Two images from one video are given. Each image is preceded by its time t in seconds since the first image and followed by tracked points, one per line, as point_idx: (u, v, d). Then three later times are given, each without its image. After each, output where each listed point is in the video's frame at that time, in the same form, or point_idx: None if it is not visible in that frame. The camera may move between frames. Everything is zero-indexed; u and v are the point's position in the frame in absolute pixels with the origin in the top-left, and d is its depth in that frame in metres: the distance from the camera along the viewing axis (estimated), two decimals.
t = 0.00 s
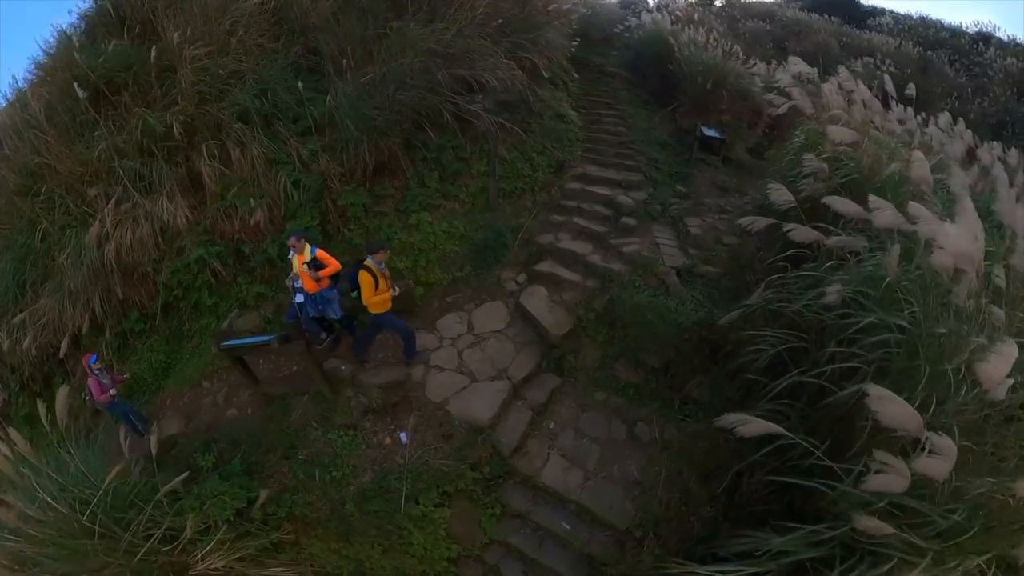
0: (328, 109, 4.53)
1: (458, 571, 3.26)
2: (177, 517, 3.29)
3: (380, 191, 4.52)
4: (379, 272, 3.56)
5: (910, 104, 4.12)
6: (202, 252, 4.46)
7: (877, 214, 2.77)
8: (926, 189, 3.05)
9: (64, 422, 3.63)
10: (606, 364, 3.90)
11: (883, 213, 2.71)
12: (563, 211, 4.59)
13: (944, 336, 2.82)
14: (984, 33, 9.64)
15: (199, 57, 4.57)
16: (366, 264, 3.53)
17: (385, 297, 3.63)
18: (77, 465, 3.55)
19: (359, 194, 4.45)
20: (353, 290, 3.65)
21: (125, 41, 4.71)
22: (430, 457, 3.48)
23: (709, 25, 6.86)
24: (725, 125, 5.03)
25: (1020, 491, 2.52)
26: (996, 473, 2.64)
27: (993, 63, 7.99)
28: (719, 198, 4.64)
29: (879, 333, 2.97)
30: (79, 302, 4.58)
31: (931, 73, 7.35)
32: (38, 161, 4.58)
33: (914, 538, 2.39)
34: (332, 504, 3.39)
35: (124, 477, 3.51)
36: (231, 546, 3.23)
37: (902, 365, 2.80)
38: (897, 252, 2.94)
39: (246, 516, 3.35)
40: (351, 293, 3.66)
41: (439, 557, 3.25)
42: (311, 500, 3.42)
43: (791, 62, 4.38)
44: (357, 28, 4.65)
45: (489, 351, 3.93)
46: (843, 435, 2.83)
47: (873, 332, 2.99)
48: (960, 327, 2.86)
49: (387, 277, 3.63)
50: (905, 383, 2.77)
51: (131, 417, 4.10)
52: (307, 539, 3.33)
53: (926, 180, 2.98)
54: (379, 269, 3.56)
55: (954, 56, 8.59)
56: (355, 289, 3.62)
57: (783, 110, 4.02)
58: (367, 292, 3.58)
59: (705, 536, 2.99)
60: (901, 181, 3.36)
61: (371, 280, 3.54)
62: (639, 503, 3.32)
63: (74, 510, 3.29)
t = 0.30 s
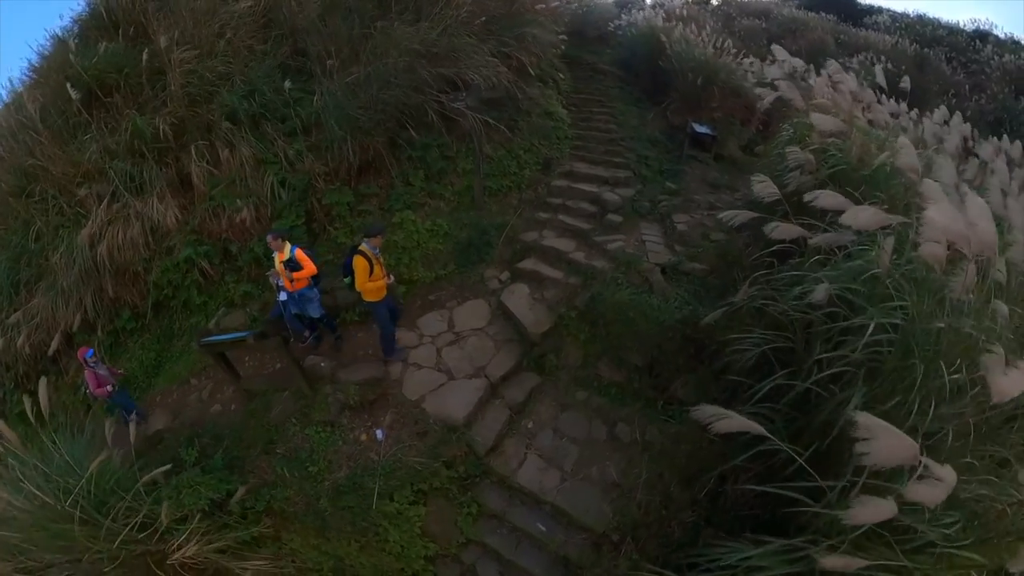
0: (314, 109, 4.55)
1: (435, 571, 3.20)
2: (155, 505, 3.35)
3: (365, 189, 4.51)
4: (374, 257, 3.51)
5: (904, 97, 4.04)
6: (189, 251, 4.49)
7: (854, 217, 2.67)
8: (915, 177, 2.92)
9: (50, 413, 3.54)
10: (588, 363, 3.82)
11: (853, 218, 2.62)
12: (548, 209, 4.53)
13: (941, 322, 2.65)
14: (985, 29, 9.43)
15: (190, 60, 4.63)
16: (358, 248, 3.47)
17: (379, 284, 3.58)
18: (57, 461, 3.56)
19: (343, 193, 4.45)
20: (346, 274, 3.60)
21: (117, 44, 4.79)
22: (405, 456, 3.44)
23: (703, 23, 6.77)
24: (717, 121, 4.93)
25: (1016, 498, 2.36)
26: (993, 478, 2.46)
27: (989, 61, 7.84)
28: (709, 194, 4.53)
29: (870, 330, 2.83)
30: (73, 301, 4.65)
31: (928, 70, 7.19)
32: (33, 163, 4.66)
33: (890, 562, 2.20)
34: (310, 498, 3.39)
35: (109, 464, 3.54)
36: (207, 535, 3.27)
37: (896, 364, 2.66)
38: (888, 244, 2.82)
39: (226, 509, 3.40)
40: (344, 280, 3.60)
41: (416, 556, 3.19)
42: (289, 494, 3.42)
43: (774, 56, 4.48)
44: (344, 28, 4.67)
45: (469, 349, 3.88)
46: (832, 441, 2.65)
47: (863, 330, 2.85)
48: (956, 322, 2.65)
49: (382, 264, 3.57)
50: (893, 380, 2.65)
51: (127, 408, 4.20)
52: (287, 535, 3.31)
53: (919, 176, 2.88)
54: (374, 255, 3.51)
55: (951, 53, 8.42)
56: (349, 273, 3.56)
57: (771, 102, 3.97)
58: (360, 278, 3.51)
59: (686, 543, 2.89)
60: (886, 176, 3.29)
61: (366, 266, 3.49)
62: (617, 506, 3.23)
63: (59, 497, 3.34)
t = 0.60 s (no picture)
0: (297, 109, 4.50)
1: None
2: (129, 506, 3.28)
3: (347, 190, 4.44)
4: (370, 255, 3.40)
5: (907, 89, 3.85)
6: (172, 253, 4.47)
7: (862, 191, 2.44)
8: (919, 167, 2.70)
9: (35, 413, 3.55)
10: (572, 368, 3.66)
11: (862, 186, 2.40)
12: (535, 208, 4.39)
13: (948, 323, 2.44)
14: (987, 24, 9.11)
15: (175, 62, 4.62)
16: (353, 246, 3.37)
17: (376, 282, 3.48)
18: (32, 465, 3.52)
19: (325, 194, 4.39)
20: (342, 274, 3.49)
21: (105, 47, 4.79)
22: (378, 462, 3.34)
23: (698, 20, 6.61)
24: (710, 118, 4.80)
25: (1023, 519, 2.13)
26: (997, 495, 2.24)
27: (989, 56, 7.55)
28: (702, 192, 4.35)
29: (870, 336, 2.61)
30: (60, 303, 4.64)
31: (928, 67, 6.94)
32: (22, 167, 4.69)
33: None
34: (286, 502, 3.29)
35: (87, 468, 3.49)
36: (182, 536, 3.17)
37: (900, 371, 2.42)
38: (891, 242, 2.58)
39: (203, 512, 3.29)
40: (340, 278, 3.52)
41: (393, 565, 3.06)
42: (265, 498, 3.33)
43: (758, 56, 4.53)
44: (328, 26, 4.60)
45: (447, 353, 3.76)
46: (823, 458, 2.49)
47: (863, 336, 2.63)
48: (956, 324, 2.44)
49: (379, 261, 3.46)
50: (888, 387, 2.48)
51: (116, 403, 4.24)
52: (266, 538, 3.20)
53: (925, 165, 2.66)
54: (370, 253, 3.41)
55: (952, 49, 8.09)
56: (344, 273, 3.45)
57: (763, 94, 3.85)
58: (355, 276, 3.41)
59: (669, 559, 2.75)
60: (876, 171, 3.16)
61: (361, 264, 3.38)
62: (597, 519, 3.06)
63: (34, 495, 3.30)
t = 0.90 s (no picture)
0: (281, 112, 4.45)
1: None
2: (110, 509, 3.22)
3: (331, 193, 4.37)
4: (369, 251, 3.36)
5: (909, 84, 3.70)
6: (156, 258, 4.44)
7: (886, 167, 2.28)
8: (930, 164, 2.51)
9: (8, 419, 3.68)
10: (556, 376, 3.50)
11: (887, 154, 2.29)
12: (521, 209, 4.27)
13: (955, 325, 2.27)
14: (988, 22, 8.86)
15: (161, 66, 4.60)
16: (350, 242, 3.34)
17: (375, 278, 3.44)
18: (10, 472, 3.49)
19: (307, 197, 4.31)
20: (339, 272, 3.44)
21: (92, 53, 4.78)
22: (353, 471, 3.24)
23: (693, 19, 6.47)
24: (706, 116, 4.73)
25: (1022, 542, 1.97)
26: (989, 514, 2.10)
27: (987, 54, 7.32)
28: (696, 192, 4.19)
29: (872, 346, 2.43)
30: (49, 309, 4.63)
31: (929, 63, 6.72)
32: (11, 173, 4.70)
33: None
34: (263, 509, 3.19)
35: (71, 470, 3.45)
36: (161, 541, 3.12)
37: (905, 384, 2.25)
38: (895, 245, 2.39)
39: (182, 518, 3.21)
40: (337, 276, 3.46)
41: None
42: (243, 505, 3.22)
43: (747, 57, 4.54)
44: (313, 27, 4.54)
45: (427, 360, 3.66)
46: (816, 477, 2.34)
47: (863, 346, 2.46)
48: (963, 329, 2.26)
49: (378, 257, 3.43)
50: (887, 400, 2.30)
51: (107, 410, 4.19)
52: (248, 544, 3.10)
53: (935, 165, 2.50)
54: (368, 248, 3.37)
55: (950, 46, 7.78)
56: (342, 270, 3.40)
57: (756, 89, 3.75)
58: (354, 273, 3.37)
59: None
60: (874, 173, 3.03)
61: (360, 260, 3.33)
62: (576, 534, 2.92)
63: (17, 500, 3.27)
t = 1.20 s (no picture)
0: (268, 112, 4.44)
1: None
2: (90, 504, 3.19)
3: (315, 193, 4.36)
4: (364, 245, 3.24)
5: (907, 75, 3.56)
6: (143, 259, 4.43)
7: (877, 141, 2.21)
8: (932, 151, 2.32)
9: None
10: (540, 377, 3.37)
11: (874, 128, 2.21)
12: (507, 208, 4.18)
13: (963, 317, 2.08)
14: (989, 20, 8.66)
15: (150, 68, 4.61)
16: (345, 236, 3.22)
17: (370, 273, 3.32)
18: None
19: (291, 198, 4.32)
20: (334, 266, 3.32)
21: (84, 56, 4.80)
22: (329, 474, 3.15)
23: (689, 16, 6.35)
24: (699, 112, 4.65)
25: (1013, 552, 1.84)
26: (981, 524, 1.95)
27: (986, 51, 7.09)
28: (687, 189, 4.06)
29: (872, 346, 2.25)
30: (39, 310, 4.62)
31: (927, 60, 6.55)
32: (4, 176, 4.74)
33: None
34: (240, 510, 3.11)
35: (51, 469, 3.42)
36: (140, 538, 3.08)
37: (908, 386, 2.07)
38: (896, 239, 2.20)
39: (161, 517, 3.17)
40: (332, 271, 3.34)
41: None
42: (222, 505, 3.16)
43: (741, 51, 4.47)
44: (298, 26, 4.52)
45: (407, 361, 3.57)
46: (806, 488, 2.19)
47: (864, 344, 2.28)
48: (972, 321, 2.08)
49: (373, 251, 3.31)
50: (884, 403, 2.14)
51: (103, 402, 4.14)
52: (230, 544, 3.03)
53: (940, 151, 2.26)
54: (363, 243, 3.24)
55: (945, 45, 7.36)
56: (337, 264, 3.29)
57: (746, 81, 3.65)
58: (349, 268, 3.24)
59: None
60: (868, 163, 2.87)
61: (355, 255, 3.21)
62: (553, 543, 2.80)
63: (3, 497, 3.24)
